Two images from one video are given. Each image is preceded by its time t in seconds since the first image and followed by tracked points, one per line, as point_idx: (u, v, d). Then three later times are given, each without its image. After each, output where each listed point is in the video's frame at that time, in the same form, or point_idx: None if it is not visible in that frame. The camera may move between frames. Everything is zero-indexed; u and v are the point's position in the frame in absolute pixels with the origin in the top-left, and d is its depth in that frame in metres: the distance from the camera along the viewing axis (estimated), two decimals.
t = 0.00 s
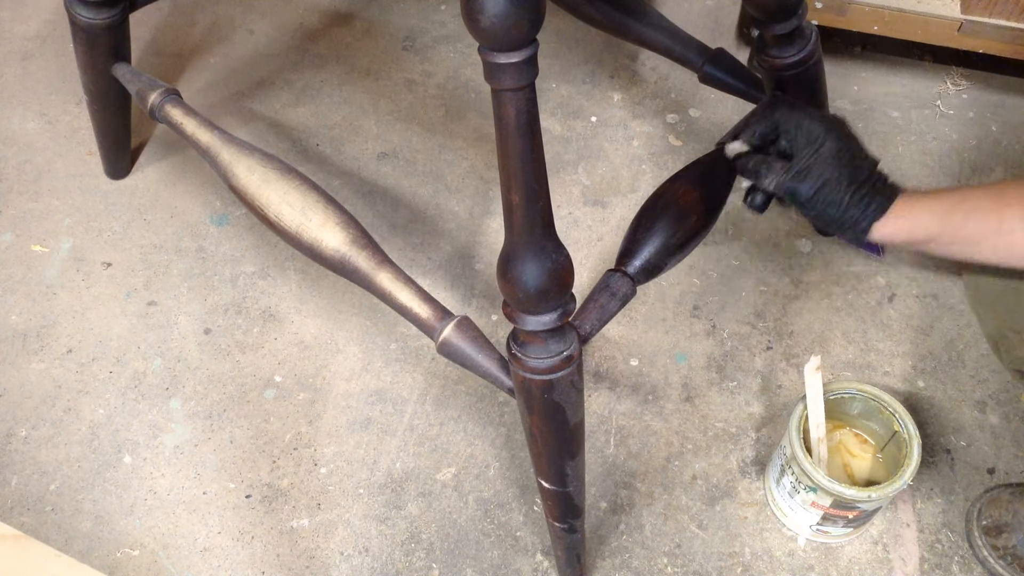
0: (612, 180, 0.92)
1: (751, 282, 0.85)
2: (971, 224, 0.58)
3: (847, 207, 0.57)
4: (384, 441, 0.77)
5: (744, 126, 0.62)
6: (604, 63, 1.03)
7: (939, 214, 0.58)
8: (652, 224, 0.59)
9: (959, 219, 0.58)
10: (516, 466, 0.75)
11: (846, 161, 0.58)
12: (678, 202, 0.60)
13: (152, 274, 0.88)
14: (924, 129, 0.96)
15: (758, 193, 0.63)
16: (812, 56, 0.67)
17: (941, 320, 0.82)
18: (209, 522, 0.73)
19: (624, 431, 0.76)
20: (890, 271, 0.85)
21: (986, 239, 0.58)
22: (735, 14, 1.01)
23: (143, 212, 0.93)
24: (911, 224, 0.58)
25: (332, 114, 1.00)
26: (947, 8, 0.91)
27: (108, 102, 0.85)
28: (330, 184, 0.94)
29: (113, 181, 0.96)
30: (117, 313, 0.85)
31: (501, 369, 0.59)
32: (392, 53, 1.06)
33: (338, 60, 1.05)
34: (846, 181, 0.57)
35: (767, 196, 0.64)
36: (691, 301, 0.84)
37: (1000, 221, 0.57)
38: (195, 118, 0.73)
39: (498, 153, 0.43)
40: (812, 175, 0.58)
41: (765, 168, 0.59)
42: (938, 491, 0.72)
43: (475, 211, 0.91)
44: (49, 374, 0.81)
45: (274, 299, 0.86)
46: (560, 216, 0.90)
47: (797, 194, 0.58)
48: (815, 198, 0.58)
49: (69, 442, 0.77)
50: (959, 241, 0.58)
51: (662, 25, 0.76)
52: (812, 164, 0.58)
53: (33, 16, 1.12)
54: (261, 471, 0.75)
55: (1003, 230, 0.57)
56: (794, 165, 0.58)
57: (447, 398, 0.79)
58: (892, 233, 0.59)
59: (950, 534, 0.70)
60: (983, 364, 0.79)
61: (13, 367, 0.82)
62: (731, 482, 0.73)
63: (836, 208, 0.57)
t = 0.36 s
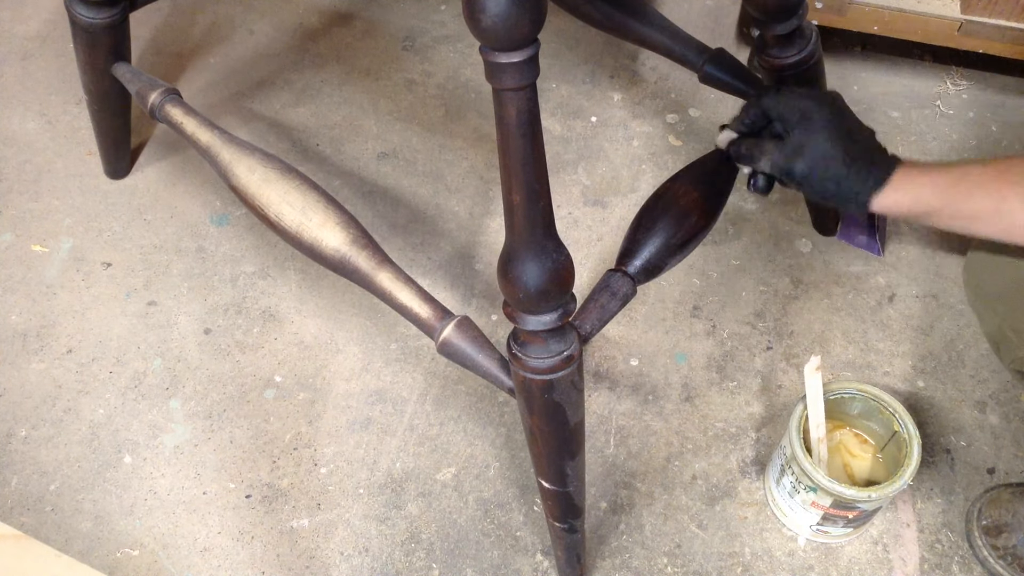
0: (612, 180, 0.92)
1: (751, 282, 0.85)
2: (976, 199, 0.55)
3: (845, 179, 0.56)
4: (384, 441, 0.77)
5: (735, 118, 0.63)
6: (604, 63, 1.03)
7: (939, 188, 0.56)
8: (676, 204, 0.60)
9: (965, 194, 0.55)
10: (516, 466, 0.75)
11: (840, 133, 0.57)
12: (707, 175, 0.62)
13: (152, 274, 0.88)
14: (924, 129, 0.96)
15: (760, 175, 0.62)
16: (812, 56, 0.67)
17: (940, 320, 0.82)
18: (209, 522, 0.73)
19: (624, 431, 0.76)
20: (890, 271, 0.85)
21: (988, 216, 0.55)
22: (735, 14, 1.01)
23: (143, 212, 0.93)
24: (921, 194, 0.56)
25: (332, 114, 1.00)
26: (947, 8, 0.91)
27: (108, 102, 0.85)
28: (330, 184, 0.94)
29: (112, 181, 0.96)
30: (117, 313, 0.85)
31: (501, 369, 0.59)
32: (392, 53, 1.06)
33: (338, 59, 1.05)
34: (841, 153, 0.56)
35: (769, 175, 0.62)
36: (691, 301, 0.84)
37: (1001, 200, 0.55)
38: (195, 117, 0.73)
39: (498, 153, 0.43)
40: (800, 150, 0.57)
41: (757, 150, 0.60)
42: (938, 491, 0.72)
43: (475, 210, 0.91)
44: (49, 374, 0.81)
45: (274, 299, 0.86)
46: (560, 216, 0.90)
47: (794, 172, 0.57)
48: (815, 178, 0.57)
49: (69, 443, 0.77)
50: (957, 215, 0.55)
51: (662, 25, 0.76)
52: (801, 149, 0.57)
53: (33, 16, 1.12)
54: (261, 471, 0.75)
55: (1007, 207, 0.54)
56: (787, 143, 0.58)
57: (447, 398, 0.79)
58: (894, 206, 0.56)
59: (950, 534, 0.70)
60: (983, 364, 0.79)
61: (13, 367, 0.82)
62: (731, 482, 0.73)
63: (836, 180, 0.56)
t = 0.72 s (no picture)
0: (612, 180, 0.92)
1: (751, 282, 0.85)
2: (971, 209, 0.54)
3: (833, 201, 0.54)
4: (384, 441, 0.77)
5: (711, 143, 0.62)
6: (604, 63, 1.03)
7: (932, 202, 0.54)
8: (682, 203, 0.60)
9: (958, 203, 0.54)
10: (516, 466, 0.75)
11: (822, 152, 0.55)
12: (707, 173, 0.61)
13: (152, 274, 0.88)
14: (924, 129, 0.96)
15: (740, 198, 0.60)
16: (812, 56, 0.67)
17: (940, 320, 0.82)
18: (209, 522, 0.73)
19: (624, 431, 0.76)
20: (889, 271, 0.85)
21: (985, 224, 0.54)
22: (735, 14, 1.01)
23: (143, 212, 0.93)
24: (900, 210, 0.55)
25: (332, 114, 1.00)
26: (947, 8, 0.91)
27: (108, 101, 0.85)
28: (330, 184, 0.94)
29: (112, 181, 0.96)
30: (117, 313, 0.85)
31: (501, 369, 0.59)
32: (393, 53, 1.06)
33: (338, 59, 1.05)
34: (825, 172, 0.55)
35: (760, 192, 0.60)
36: (691, 301, 0.84)
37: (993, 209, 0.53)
38: (195, 117, 0.73)
39: (498, 153, 0.43)
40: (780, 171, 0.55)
41: (738, 170, 0.57)
42: (938, 491, 0.72)
43: (475, 210, 0.91)
44: (49, 374, 0.81)
45: (274, 299, 0.86)
46: (560, 216, 0.90)
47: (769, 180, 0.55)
48: (798, 197, 0.55)
49: (69, 443, 0.77)
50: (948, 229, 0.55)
51: (662, 25, 0.76)
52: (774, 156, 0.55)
53: (33, 16, 1.12)
54: (261, 471, 0.75)
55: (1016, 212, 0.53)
56: (769, 166, 0.55)
57: (447, 398, 0.79)
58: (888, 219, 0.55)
59: (950, 534, 0.70)
60: (983, 364, 0.79)
61: (13, 367, 0.82)
62: (731, 482, 0.73)
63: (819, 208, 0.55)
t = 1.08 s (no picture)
0: (612, 180, 0.92)
1: (751, 282, 0.85)
2: (946, 214, 0.48)
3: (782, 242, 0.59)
4: (385, 441, 0.77)
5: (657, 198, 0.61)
6: (604, 63, 1.03)
7: (916, 201, 0.49)
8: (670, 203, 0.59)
9: (944, 200, 0.48)
10: (516, 466, 0.75)
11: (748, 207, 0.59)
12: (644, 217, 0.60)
13: (152, 274, 0.88)
14: (924, 129, 0.96)
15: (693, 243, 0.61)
16: (812, 56, 0.67)
17: (941, 320, 0.82)
18: (209, 522, 0.73)
19: (624, 431, 0.76)
20: (889, 271, 0.85)
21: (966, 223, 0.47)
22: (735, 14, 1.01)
23: (143, 212, 0.93)
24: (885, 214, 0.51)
25: (332, 114, 1.00)
26: (947, 8, 0.91)
27: (108, 101, 0.85)
28: (330, 184, 0.94)
29: (112, 181, 0.96)
30: (117, 313, 0.85)
31: (501, 369, 0.59)
32: (393, 53, 1.06)
33: (338, 59, 1.05)
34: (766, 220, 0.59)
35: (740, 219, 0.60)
36: (691, 301, 0.84)
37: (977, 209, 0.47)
38: (194, 117, 0.73)
39: (498, 153, 0.43)
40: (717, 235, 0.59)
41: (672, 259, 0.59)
42: (938, 491, 0.72)
43: (475, 210, 0.91)
44: (49, 374, 0.81)
45: (274, 299, 0.86)
46: (560, 217, 0.90)
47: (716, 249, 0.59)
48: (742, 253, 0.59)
49: (69, 442, 0.77)
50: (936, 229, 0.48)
51: (662, 25, 0.76)
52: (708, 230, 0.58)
53: (32, 16, 1.12)
54: (261, 471, 0.75)
55: (967, 229, 0.47)
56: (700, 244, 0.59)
57: (447, 398, 0.79)
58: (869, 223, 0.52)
59: (950, 534, 0.70)
60: (983, 364, 0.79)
61: (13, 367, 0.82)
62: (731, 482, 0.73)
63: (803, 213, 0.54)
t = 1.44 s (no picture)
0: (612, 180, 0.92)
1: (751, 282, 0.85)
2: (905, 166, 0.55)
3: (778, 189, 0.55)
4: (385, 441, 0.77)
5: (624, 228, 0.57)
6: (604, 63, 1.03)
7: (861, 165, 0.56)
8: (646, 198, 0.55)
9: (912, 155, 0.55)
10: (516, 466, 0.75)
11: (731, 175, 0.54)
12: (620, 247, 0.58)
13: (152, 274, 0.88)
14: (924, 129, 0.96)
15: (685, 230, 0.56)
16: (812, 56, 0.67)
17: (941, 320, 0.82)
18: (209, 522, 0.73)
19: (624, 431, 0.76)
20: (889, 271, 0.85)
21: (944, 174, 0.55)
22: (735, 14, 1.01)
23: (143, 211, 0.93)
24: (833, 180, 0.57)
25: (332, 114, 1.00)
26: (947, 8, 0.91)
27: (108, 101, 0.85)
28: (330, 184, 0.94)
29: (112, 181, 0.96)
30: (117, 313, 0.85)
31: (501, 369, 0.59)
32: (393, 53, 1.06)
33: (338, 59, 1.05)
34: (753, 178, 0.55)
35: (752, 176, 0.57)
36: (691, 301, 0.84)
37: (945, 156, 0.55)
38: (194, 117, 0.73)
39: (498, 154, 0.43)
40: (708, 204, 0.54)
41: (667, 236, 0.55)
42: (938, 491, 0.72)
43: (475, 211, 0.91)
44: (49, 374, 0.81)
45: (274, 300, 0.86)
46: (560, 217, 0.90)
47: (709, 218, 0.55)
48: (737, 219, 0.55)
49: (69, 442, 0.77)
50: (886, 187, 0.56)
51: (662, 24, 0.76)
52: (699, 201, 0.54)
53: (32, 16, 1.12)
54: (262, 471, 0.75)
55: (941, 168, 0.55)
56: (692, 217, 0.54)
57: (447, 398, 0.79)
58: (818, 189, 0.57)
59: (950, 534, 0.70)
60: (983, 364, 0.79)
61: (13, 367, 0.82)
62: (731, 482, 0.73)
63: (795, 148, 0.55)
